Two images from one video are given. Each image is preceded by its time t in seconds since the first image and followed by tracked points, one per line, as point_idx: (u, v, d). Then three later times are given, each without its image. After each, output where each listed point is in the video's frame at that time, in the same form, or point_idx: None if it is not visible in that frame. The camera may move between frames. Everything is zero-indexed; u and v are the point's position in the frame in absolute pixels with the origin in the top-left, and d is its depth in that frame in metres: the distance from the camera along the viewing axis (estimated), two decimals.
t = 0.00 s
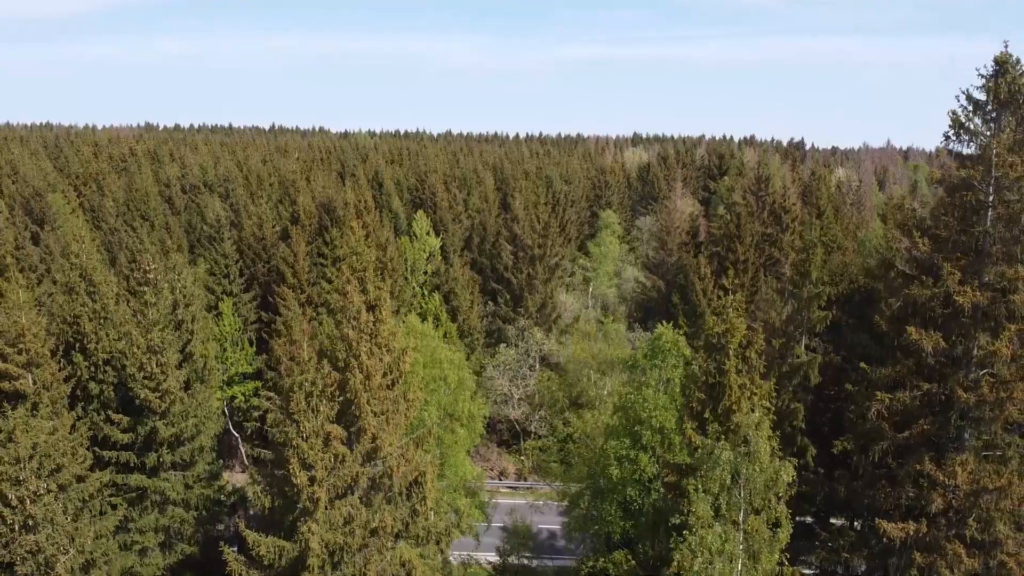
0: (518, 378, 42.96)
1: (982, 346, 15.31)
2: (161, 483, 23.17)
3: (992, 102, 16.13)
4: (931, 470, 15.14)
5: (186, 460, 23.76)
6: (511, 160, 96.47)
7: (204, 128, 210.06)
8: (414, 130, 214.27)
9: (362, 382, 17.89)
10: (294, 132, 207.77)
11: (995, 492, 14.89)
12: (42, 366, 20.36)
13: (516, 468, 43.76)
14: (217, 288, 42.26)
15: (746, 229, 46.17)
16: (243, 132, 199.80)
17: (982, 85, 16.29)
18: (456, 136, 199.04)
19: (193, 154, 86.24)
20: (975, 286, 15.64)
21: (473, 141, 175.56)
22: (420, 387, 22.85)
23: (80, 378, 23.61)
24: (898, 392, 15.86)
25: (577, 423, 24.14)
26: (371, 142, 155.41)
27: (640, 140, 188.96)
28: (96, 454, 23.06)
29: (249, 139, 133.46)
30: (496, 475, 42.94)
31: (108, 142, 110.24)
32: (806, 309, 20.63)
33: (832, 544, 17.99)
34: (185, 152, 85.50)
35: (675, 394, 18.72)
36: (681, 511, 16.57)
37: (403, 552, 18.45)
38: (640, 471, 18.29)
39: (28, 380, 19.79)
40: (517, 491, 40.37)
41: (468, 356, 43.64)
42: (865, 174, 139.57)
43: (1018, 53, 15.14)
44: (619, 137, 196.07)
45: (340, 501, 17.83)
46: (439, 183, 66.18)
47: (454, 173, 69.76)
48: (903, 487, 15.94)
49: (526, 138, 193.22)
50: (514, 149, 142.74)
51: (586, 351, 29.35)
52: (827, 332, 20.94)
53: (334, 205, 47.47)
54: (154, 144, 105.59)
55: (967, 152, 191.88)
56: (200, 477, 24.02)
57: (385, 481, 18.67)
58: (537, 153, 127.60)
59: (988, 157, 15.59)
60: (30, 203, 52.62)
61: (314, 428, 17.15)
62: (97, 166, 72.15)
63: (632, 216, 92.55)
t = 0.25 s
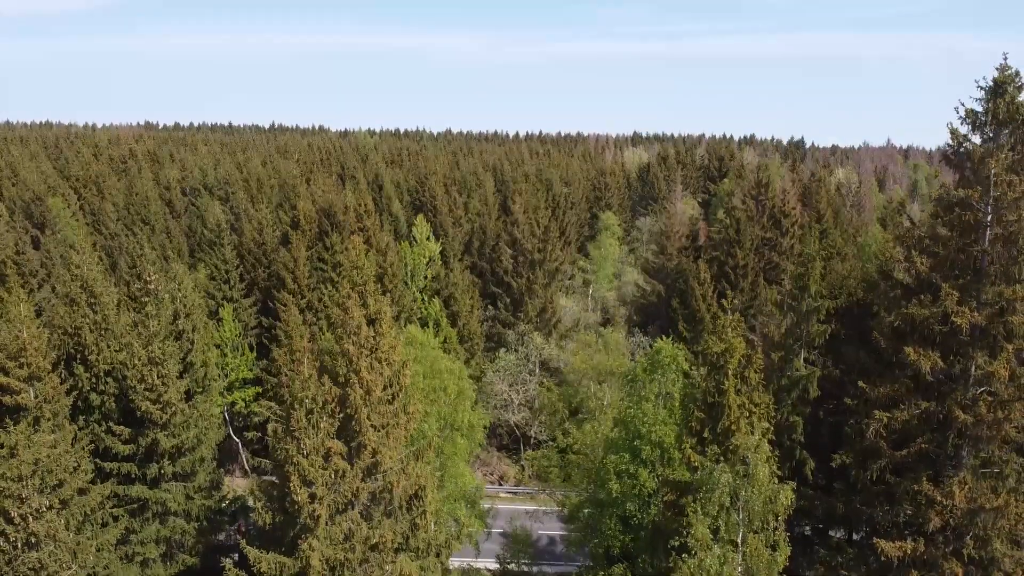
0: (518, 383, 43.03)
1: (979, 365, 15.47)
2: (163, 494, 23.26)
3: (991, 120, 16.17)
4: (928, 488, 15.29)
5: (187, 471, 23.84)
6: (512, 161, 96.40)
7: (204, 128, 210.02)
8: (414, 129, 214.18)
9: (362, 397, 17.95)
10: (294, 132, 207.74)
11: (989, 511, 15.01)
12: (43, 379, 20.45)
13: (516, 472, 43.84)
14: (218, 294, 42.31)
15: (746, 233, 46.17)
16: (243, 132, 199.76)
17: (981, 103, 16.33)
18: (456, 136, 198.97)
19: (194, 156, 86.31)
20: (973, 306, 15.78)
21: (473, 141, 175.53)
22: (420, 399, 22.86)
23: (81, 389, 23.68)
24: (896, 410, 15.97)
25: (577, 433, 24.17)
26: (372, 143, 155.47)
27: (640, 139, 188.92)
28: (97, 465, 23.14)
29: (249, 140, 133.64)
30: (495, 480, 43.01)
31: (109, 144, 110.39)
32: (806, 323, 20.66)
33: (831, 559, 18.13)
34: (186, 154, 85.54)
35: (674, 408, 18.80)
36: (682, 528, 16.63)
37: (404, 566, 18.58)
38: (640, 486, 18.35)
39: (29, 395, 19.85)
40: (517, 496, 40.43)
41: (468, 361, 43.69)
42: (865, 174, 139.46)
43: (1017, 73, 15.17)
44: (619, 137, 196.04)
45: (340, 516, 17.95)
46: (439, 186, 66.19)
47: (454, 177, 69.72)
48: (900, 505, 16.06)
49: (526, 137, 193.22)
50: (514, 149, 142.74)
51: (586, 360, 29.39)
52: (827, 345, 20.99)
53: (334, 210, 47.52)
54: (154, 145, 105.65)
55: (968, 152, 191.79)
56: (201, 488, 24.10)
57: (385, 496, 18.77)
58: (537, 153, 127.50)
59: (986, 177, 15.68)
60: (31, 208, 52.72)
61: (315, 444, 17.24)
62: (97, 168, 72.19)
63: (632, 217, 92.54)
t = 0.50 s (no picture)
0: (518, 389, 43.14)
1: (977, 387, 15.67)
2: (164, 505, 23.39)
3: (989, 142, 16.30)
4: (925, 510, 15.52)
5: (188, 483, 23.97)
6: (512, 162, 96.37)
7: (204, 127, 209.92)
8: (414, 128, 213.97)
9: (362, 414, 18.02)
10: (294, 130, 207.73)
11: (986, 533, 15.20)
12: (45, 394, 20.58)
13: (516, 477, 44.05)
14: (218, 299, 42.38)
15: (746, 238, 46.29)
16: (243, 131, 199.67)
17: (980, 125, 16.47)
18: (457, 134, 198.93)
19: (194, 157, 86.20)
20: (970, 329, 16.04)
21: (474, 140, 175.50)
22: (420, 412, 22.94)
23: (82, 401, 23.78)
24: (894, 432, 16.21)
25: (577, 444, 24.28)
26: (372, 142, 155.52)
27: (640, 138, 188.92)
28: (99, 477, 23.26)
29: (247, 140, 133.37)
30: (495, 485, 43.15)
31: (108, 144, 110.16)
32: (805, 337, 20.78)
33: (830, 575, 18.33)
34: (185, 155, 85.46)
35: (674, 424, 18.92)
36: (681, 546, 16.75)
37: None
38: (640, 502, 18.48)
39: (31, 410, 20.00)
40: (517, 501, 40.58)
41: (469, 366, 43.80)
42: (865, 173, 139.53)
43: (1015, 95, 15.30)
44: (619, 135, 195.99)
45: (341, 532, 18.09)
46: (439, 189, 66.28)
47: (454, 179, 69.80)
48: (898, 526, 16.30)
49: (527, 136, 193.24)
50: (514, 149, 142.78)
51: (586, 369, 29.50)
52: (825, 360, 21.11)
53: (335, 215, 47.63)
54: (154, 146, 105.69)
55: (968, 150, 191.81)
56: (202, 499, 24.23)
57: (385, 512, 18.90)
58: (537, 154, 127.44)
59: (984, 200, 15.88)
60: (31, 212, 52.70)
61: (316, 463, 17.33)
62: (97, 170, 72.23)
63: (632, 218, 92.66)
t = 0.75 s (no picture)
0: (518, 393, 43.22)
1: (976, 405, 15.86)
2: (166, 515, 23.50)
3: (988, 160, 16.39)
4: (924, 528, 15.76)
5: (189, 492, 24.10)
6: (512, 163, 96.35)
7: (204, 125, 209.94)
8: (415, 126, 213.81)
9: (363, 428, 18.10)
10: (294, 128, 207.65)
11: (984, 552, 15.31)
12: (47, 407, 20.67)
13: (516, 480, 44.17)
14: (219, 304, 42.44)
15: (746, 242, 46.25)
16: (243, 129, 199.59)
17: (979, 143, 16.58)
18: (457, 132, 198.84)
19: (194, 158, 86.18)
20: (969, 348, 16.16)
21: (474, 139, 175.56)
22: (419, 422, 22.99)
23: (83, 411, 23.86)
24: (893, 449, 16.44)
25: (577, 454, 24.36)
26: (372, 141, 155.62)
27: (640, 136, 188.89)
28: (101, 487, 23.37)
29: (247, 140, 133.25)
30: (496, 488, 43.23)
31: (108, 144, 110.10)
32: (804, 350, 20.87)
33: None
34: (186, 157, 85.44)
35: (674, 438, 19.01)
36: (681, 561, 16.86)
37: None
38: (641, 515, 18.57)
39: (33, 422, 20.12)
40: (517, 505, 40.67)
41: (469, 370, 43.81)
42: (865, 172, 139.49)
43: (1013, 115, 15.40)
44: (619, 133, 195.89)
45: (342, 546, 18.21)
46: (439, 191, 66.29)
47: (454, 181, 69.83)
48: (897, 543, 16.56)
49: (527, 134, 193.15)
50: (514, 147, 142.93)
51: (586, 376, 29.58)
52: (825, 372, 21.22)
53: (335, 219, 47.78)
54: (155, 146, 105.76)
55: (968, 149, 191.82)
56: (204, 508, 24.37)
57: (386, 525, 19.00)
58: (537, 153, 127.37)
59: (984, 220, 15.97)
60: (32, 215, 52.75)
61: (316, 478, 17.41)
62: (97, 172, 72.22)
63: (632, 218, 92.68)
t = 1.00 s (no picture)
0: (518, 395, 43.27)
1: (972, 422, 16.32)
2: (167, 524, 23.64)
3: (986, 180, 16.59)
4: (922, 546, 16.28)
5: (190, 501, 24.24)
6: (511, 161, 96.23)
7: (204, 121, 209.60)
8: (414, 122, 213.40)
9: (363, 441, 18.23)
10: (293, 124, 207.34)
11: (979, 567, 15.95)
12: (49, 419, 20.84)
13: (516, 482, 44.34)
14: (219, 308, 42.47)
15: (746, 244, 46.29)
16: (243, 125, 199.28)
17: (977, 163, 16.80)
18: (457, 128, 198.59)
19: (193, 157, 85.96)
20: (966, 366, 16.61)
21: (474, 135, 175.36)
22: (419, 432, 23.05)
23: (85, 421, 23.95)
24: (891, 466, 17.12)
25: (577, 463, 24.48)
26: (372, 137, 155.42)
27: (640, 132, 188.58)
28: (102, 496, 23.49)
29: (246, 137, 132.79)
30: (496, 491, 43.37)
31: (106, 142, 109.66)
32: (803, 362, 21.02)
33: None
34: (184, 155, 85.23)
35: (673, 451, 19.12)
36: None
37: None
38: (640, 529, 18.71)
39: (34, 434, 20.29)
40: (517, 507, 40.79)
41: (469, 372, 43.85)
42: (865, 169, 139.36)
43: (1010, 137, 15.59)
44: (619, 129, 195.63)
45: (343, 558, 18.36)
46: (439, 191, 66.32)
47: (454, 181, 69.82)
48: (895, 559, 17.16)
49: (527, 130, 192.90)
50: (514, 143, 142.76)
51: (586, 383, 29.68)
52: (823, 383, 21.42)
53: (336, 223, 48.02)
54: (154, 144, 105.63)
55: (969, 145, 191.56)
56: (205, 517, 24.49)
57: (385, 537, 19.16)
58: (536, 151, 127.08)
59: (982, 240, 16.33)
60: (31, 216, 52.63)
61: (318, 492, 17.53)
62: (96, 171, 72.13)
63: (632, 216, 92.64)
